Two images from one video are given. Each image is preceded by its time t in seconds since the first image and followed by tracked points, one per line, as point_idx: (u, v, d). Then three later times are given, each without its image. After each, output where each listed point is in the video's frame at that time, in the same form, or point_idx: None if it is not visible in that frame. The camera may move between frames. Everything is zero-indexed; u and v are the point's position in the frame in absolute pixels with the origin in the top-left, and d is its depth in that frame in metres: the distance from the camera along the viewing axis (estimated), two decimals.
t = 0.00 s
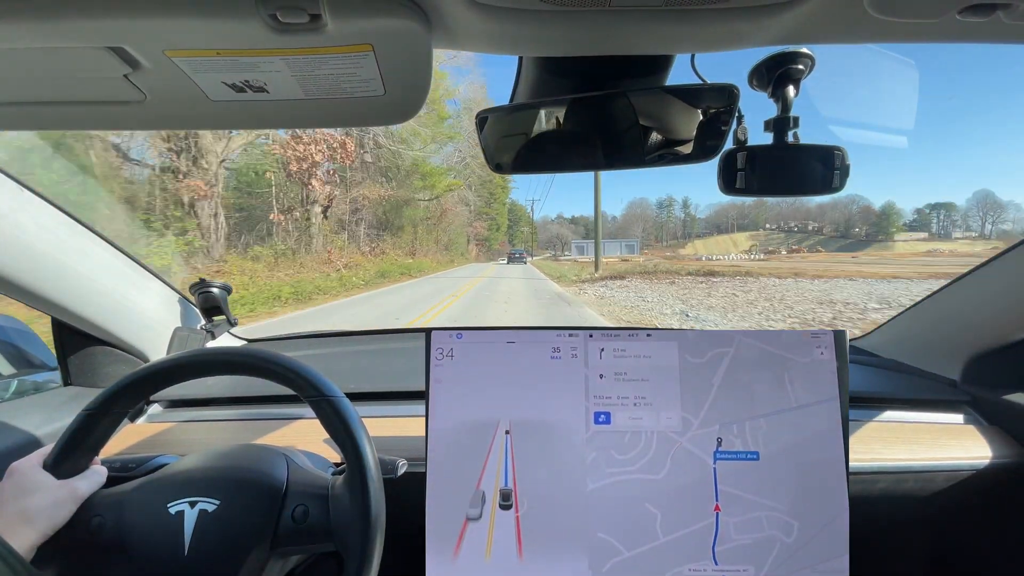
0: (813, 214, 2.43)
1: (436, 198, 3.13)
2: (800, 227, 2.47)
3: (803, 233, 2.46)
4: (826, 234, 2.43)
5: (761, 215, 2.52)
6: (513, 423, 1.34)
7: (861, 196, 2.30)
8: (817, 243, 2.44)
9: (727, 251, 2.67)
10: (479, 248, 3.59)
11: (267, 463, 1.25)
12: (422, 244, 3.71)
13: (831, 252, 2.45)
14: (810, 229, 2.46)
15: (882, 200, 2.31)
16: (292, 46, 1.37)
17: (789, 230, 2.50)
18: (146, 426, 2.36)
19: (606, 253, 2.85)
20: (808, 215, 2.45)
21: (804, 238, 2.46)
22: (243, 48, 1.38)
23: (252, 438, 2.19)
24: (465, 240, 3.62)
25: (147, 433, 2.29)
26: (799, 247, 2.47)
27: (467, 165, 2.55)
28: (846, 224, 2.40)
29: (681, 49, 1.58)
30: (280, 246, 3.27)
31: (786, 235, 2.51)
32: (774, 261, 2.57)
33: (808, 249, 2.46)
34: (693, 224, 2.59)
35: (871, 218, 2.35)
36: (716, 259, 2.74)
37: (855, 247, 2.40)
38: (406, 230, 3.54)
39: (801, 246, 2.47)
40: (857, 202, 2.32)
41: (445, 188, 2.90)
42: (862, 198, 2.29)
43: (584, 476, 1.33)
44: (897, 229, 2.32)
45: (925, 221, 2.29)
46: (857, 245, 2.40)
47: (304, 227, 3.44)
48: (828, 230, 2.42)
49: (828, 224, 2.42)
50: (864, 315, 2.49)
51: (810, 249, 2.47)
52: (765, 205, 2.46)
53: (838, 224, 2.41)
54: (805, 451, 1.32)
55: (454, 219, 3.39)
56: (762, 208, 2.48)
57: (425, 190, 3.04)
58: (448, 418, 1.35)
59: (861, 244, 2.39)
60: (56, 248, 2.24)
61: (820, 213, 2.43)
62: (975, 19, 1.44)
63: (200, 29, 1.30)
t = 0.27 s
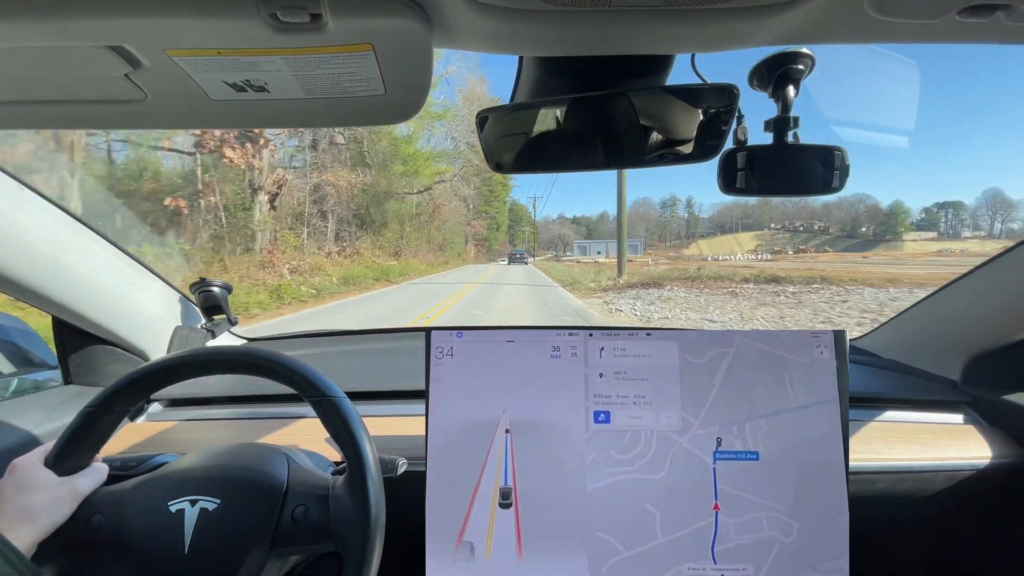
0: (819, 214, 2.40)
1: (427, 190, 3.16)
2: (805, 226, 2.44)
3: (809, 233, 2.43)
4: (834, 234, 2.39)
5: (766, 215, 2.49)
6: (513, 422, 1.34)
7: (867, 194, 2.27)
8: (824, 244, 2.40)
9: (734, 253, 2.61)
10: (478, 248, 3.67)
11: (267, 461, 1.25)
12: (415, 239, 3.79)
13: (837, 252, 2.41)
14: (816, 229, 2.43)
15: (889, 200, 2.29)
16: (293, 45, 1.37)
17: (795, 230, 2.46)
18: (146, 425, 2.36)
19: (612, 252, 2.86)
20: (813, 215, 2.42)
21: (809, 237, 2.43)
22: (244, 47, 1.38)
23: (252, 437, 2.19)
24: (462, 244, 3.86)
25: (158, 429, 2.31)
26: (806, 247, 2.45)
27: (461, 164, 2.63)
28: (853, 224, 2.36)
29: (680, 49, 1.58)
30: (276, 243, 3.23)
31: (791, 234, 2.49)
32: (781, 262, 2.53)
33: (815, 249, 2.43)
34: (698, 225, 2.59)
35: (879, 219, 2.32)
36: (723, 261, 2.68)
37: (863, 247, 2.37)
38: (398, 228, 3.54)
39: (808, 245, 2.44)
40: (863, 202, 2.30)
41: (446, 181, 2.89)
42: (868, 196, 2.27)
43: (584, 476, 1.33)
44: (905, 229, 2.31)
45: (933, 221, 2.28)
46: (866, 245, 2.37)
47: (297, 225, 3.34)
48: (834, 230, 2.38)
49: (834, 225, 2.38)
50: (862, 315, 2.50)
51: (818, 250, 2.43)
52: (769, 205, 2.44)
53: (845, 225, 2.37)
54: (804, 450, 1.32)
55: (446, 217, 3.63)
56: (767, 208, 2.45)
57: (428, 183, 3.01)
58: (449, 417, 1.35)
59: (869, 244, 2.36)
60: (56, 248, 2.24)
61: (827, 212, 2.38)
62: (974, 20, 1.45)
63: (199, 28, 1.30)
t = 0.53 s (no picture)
0: (824, 214, 2.46)
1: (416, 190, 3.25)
2: (810, 226, 2.51)
3: (814, 233, 2.50)
4: (840, 235, 2.44)
5: (770, 215, 2.52)
6: (513, 422, 1.34)
7: (870, 194, 2.32)
8: (831, 244, 2.47)
9: (739, 250, 2.67)
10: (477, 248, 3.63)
11: (267, 461, 1.25)
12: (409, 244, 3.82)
13: (845, 252, 2.46)
14: (821, 228, 2.50)
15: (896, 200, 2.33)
16: (294, 45, 1.38)
17: (799, 230, 2.52)
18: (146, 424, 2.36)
19: (620, 253, 2.90)
20: (821, 215, 2.47)
21: (815, 237, 2.49)
22: (246, 47, 1.39)
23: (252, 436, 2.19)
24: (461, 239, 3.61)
25: (159, 427, 2.31)
26: (813, 248, 2.51)
27: (461, 162, 2.59)
28: (859, 225, 2.40)
29: (681, 49, 1.58)
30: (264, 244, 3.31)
31: (796, 234, 2.54)
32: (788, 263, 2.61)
33: (821, 249, 2.50)
34: (702, 225, 2.62)
35: (886, 218, 2.36)
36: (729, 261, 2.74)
37: (870, 247, 2.41)
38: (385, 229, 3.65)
39: (814, 246, 2.51)
40: (869, 201, 2.33)
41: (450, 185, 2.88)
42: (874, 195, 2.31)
43: (584, 476, 1.33)
44: (913, 228, 2.33)
45: (941, 220, 2.30)
46: (873, 244, 2.41)
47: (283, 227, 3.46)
48: (840, 230, 2.44)
49: (841, 225, 2.43)
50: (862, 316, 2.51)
51: (825, 250, 2.50)
52: (774, 205, 2.45)
53: (851, 226, 2.42)
54: (804, 451, 1.32)
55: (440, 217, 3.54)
56: (771, 208, 2.46)
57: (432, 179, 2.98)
58: (448, 417, 1.35)
59: (875, 244, 2.41)
60: (56, 247, 2.24)
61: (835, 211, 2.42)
62: (975, 20, 1.45)
63: (199, 27, 1.30)
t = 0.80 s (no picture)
0: (829, 213, 2.36)
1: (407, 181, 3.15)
2: (815, 225, 2.42)
3: (819, 233, 2.40)
4: (845, 235, 2.35)
5: (774, 214, 2.47)
6: (512, 423, 1.34)
7: (878, 192, 2.26)
8: (839, 245, 2.36)
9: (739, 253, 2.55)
10: (473, 248, 3.58)
11: (266, 460, 1.25)
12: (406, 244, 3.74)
13: (851, 252, 2.36)
14: (827, 228, 2.40)
15: (904, 198, 2.27)
16: (295, 45, 1.38)
17: (804, 229, 2.44)
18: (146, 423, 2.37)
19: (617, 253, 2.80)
20: (824, 215, 2.38)
21: (820, 238, 2.40)
22: (247, 47, 1.39)
23: (252, 435, 2.19)
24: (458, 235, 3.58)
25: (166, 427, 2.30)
26: (818, 248, 2.40)
27: (457, 159, 2.61)
28: (866, 224, 2.31)
29: (681, 51, 1.58)
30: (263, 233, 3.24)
31: (800, 233, 2.45)
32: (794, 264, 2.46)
33: (830, 249, 2.39)
34: (705, 225, 2.57)
35: (894, 217, 2.28)
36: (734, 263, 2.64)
37: (878, 247, 2.31)
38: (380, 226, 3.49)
39: (821, 246, 2.39)
40: (876, 200, 2.27)
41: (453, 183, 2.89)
42: (882, 194, 2.25)
43: (583, 478, 1.33)
44: (922, 228, 2.25)
45: (947, 220, 2.24)
46: (879, 244, 2.31)
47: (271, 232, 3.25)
48: (846, 229, 2.34)
49: (848, 224, 2.34)
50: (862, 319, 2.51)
51: (831, 250, 2.39)
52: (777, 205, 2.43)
53: (858, 224, 2.32)
54: (803, 454, 1.32)
55: (433, 214, 3.57)
56: (775, 207, 2.44)
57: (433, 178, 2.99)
58: (448, 418, 1.35)
59: (883, 244, 2.31)
60: (57, 246, 2.24)
61: (840, 210, 2.33)
62: (975, 24, 1.45)
63: (200, 26, 1.30)
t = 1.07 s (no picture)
0: (835, 212, 2.38)
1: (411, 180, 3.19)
2: (820, 225, 2.42)
3: (824, 232, 2.40)
4: (851, 234, 2.34)
5: (779, 214, 2.46)
6: (513, 422, 1.34)
7: (885, 191, 2.27)
8: (846, 244, 2.35)
9: (744, 252, 2.52)
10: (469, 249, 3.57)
11: (267, 460, 1.25)
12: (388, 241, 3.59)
13: (857, 252, 2.34)
14: (832, 228, 2.40)
15: (911, 197, 2.25)
16: (295, 44, 1.38)
17: (809, 229, 2.43)
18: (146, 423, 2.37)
19: (613, 254, 2.81)
20: (827, 215, 2.41)
21: (827, 238, 2.39)
22: (247, 46, 1.39)
23: (252, 435, 2.19)
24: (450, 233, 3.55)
25: (162, 428, 2.29)
26: (824, 248, 2.39)
27: (455, 155, 2.57)
28: (872, 224, 2.30)
29: (682, 51, 1.58)
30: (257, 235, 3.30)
31: (805, 233, 2.43)
32: (801, 265, 2.45)
33: (836, 250, 2.38)
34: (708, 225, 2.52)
35: (901, 217, 2.26)
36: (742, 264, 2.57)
37: (886, 247, 2.29)
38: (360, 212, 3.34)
39: (829, 246, 2.38)
40: (882, 199, 2.27)
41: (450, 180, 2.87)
42: (889, 193, 2.25)
43: (583, 479, 1.33)
44: (929, 228, 2.21)
45: (956, 220, 2.18)
46: (884, 244, 2.29)
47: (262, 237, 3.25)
48: (852, 229, 2.33)
49: (854, 224, 2.33)
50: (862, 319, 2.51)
51: (838, 250, 2.38)
52: (781, 205, 2.41)
53: (864, 224, 2.31)
54: (804, 455, 1.31)
55: (423, 209, 3.52)
56: (778, 207, 2.41)
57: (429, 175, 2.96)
58: (448, 418, 1.35)
59: (890, 244, 2.28)
60: (57, 246, 2.24)
61: (847, 210, 2.34)
62: (976, 24, 1.45)
63: (200, 26, 1.30)
